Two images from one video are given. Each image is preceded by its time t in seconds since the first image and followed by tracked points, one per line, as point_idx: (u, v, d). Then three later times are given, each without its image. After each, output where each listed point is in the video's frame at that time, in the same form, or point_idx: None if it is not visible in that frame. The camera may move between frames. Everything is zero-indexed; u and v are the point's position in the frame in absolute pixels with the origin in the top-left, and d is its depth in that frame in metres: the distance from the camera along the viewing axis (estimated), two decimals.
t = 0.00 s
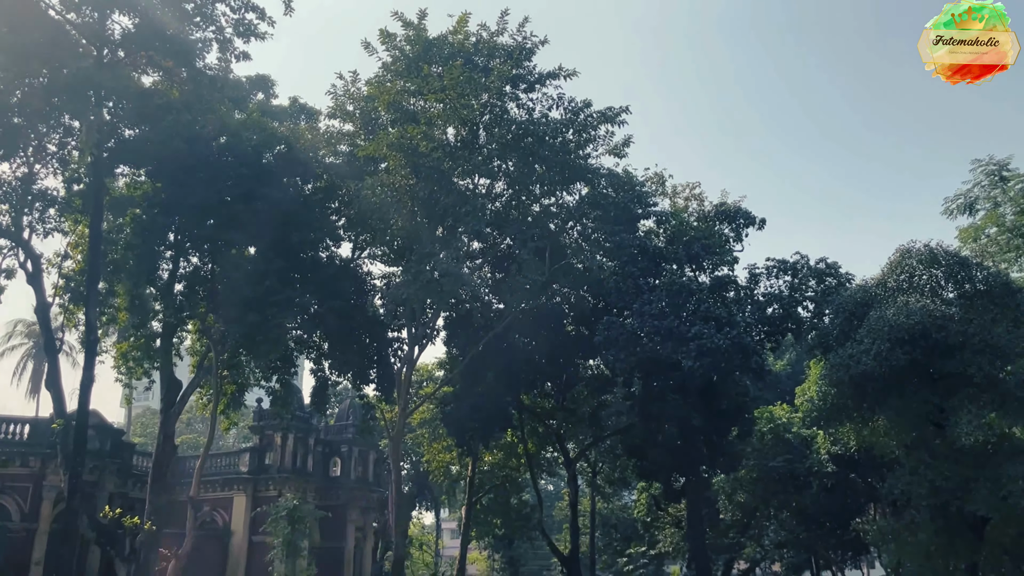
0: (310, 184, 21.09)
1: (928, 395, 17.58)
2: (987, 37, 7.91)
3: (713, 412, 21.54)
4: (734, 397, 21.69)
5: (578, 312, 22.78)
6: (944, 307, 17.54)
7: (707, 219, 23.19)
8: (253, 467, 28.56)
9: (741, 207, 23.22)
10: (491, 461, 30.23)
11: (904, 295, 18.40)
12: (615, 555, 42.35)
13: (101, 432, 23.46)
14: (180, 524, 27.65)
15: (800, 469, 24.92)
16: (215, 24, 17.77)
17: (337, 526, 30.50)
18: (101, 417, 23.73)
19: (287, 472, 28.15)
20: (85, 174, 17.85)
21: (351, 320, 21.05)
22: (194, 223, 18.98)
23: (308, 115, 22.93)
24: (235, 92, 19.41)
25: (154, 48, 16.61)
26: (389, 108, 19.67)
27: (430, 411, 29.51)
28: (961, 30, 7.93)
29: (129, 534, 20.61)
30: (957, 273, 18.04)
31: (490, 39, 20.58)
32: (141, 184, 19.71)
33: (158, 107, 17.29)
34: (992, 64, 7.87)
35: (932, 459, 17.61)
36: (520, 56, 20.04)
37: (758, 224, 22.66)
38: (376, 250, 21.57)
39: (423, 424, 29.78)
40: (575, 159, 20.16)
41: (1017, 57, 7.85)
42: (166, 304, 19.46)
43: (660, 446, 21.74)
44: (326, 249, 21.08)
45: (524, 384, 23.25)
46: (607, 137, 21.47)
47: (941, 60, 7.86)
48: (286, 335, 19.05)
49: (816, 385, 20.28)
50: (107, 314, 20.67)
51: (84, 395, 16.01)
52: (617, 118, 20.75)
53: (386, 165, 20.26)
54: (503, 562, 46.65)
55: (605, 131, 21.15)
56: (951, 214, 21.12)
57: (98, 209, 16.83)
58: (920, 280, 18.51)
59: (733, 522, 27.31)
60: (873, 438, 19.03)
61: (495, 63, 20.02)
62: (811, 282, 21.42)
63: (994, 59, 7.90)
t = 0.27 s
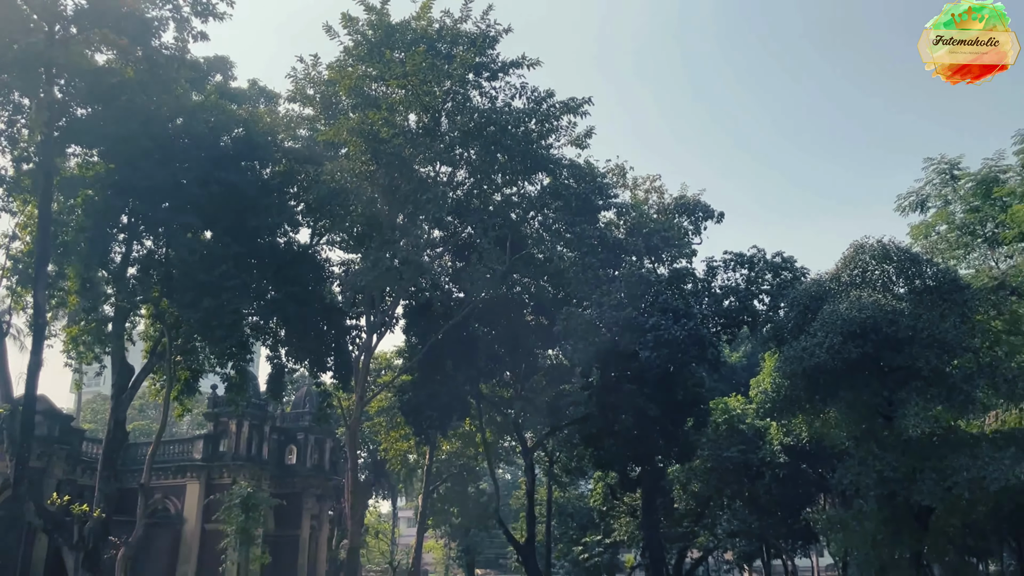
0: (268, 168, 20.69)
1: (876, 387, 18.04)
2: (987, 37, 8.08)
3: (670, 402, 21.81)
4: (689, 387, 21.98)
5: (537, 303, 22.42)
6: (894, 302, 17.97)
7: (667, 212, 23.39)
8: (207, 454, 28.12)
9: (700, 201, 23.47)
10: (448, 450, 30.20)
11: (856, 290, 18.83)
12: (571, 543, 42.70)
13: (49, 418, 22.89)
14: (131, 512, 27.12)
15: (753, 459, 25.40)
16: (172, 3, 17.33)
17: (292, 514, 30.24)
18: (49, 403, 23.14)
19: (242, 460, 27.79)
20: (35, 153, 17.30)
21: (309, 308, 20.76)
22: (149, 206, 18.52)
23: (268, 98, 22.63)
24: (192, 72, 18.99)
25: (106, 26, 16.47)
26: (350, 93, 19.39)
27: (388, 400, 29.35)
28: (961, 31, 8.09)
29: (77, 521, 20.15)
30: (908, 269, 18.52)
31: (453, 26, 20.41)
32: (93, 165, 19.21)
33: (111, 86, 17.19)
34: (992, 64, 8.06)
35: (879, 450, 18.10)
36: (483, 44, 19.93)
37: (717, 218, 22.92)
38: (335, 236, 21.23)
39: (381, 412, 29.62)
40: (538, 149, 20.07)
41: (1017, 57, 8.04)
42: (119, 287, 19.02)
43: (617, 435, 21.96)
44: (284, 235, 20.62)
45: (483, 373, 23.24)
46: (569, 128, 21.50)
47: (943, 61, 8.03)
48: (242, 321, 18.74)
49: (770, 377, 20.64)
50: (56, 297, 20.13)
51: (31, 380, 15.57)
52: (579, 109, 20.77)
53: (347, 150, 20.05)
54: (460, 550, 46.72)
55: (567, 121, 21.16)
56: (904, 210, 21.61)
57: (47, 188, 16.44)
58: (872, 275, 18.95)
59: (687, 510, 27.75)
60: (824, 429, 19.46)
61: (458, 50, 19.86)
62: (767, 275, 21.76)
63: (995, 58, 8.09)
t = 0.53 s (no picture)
0: (228, 152, 20.26)
1: (831, 381, 18.36)
2: (986, 38, 8.05)
3: (630, 393, 21.94)
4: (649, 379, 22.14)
5: (500, 293, 22.50)
6: (850, 297, 18.27)
7: (629, 205, 23.47)
8: (162, 443, 27.54)
9: (663, 195, 23.60)
10: (409, 439, 30.04)
11: (813, 285, 19.07)
12: (530, 533, 42.86)
13: None
14: (82, 500, 26.46)
15: (710, 451, 25.72)
16: None
17: (249, 504, 29.82)
18: None
19: (198, 448, 27.28)
20: None
21: (267, 295, 20.42)
22: (104, 189, 17.90)
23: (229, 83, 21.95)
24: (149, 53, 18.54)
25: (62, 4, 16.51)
26: (312, 78, 18.84)
27: (348, 389, 29.05)
28: (962, 31, 8.04)
29: (25, 510, 19.56)
30: (863, 265, 18.89)
31: (418, 13, 20.14)
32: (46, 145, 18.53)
33: (65, 66, 16.93)
34: (994, 63, 8.04)
35: (832, 442, 18.45)
36: (448, 32, 19.76)
37: (679, 212, 23.06)
38: (296, 223, 20.79)
39: (340, 401, 29.32)
40: (502, 139, 19.97)
41: (1018, 58, 8.01)
42: (72, 271, 18.46)
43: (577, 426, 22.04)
44: (243, 220, 20.22)
45: (444, 364, 23.08)
46: (534, 119, 21.42)
47: (942, 60, 7.99)
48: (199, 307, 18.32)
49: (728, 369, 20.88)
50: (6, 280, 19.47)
51: None
52: (544, 100, 20.70)
53: (308, 136, 19.70)
54: (418, 540, 46.59)
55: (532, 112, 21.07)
56: (861, 208, 21.98)
57: None
58: (829, 271, 19.22)
59: (645, 501, 28.02)
60: (780, 421, 19.78)
61: (423, 38, 19.61)
62: (727, 270, 21.99)
63: (995, 59, 8.04)
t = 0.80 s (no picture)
0: (190, 137, 19.96)
1: (790, 375, 18.69)
2: (987, 37, 8.47)
3: (593, 385, 22.07)
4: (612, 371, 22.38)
5: (465, 283, 22.63)
6: (809, 292, 18.58)
7: (595, 198, 23.54)
8: (119, 431, 26.95)
9: (628, 188, 23.72)
10: (371, 430, 29.85)
11: (774, 280, 19.32)
12: (491, 524, 42.93)
13: None
14: (36, 489, 25.80)
15: (671, 443, 26.04)
16: None
17: (208, 493, 29.39)
18: None
19: (156, 437, 26.75)
20: None
21: (229, 282, 20.09)
22: (60, 172, 17.19)
23: (193, 67, 21.25)
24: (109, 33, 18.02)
25: None
26: (277, 64, 18.56)
27: (310, 379, 28.76)
28: (962, 31, 8.45)
29: None
30: (824, 261, 19.20)
31: None
32: None
33: (22, 45, 16.70)
34: (992, 64, 8.42)
35: (789, 434, 18.81)
36: (416, 21, 19.66)
37: (644, 206, 23.18)
38: (258, 210, 20.29)
39: (302, 391, 29.03)
40: (468, 129, 19.89)
41: (1016, 58, 8.44)
42: (26, 254, 17.89)
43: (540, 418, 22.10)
44: (205, 207, 19.81)
45: (408, 354, 22.92)
46: (502, 110, 21.37)
47: (943, 60, 8.35)
48: (159, 294, 17.94)
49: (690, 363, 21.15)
50: None
51: None
52: (512, 91, 20.64)
53: (273, 122, 19.36)
54: (380, 531, 46.38)
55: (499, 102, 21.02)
56: (823, 204, 22.31)
57: None
58: (790, 266, 19.51)
59: (607, 492, 28.23)
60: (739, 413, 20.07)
61: (390, 26, 19.42)
62: (690, 264, 22.20)
63: (994, 58, 8.47)
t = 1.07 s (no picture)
0: (154, 121, 19.44)
1: (754, 368, 18.93)
2: (987, 37, 9.31)
3: (561, 377, 22.07)
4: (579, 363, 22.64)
5: (433, 275, 22.63)
6: (774, 287, 18.79)
7: (564, 190, 23.53)
8: (79, 420, 26.43)
9: (598, 181, 23.70)
10: (337, 420, 29.63)
11: (740, 274, 19.51)
12: (457, 515, 42.96)
13: None
14: None
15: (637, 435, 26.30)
16: None
17: (170, 483, 28.96)
18: None
19: (117, 426, 26.27)
20: None
21: (193, 270, 19.75)
22: (20, 154, 16.76)
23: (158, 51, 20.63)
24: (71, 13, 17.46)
25: None
26: (245, 49, 18.28)
27: (276, 368, 28.45)
28: (963, 30, 9.28)
29: None
30: (789, 256, 19.41)
31: None
32: None
33: None
34: (992, 63, 9.28)
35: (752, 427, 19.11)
36: (386, 8, 19.34)
37: (613, 199, 23.21)
38: (223, 197, 19.84)
39: (268, 380, 28.72)
40: (438, 118, 19.81)
41: (1016, 58, 9.31)
42: None
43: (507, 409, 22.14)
44: (170, 193, 19.39)
45: (375, 344, 22.78)
46: (472, 100, 21.20)
47: (943, 59, 9.17)
48: (121, 281, 17.55)
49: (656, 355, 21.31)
50: None
51: None
52: (483, 81, 20.52)
53: (240, 108, 18.85)
54: (345, 522, 46.14)
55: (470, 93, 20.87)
56: (789, 200, 22.58)
57: None
58: (756, 261, 19.71)
59: (573, 483, 28.40)
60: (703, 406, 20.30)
61: (360, 13, 19.13)
62: (658, 257, 22.32)
63: (995, 57, 9.32)
